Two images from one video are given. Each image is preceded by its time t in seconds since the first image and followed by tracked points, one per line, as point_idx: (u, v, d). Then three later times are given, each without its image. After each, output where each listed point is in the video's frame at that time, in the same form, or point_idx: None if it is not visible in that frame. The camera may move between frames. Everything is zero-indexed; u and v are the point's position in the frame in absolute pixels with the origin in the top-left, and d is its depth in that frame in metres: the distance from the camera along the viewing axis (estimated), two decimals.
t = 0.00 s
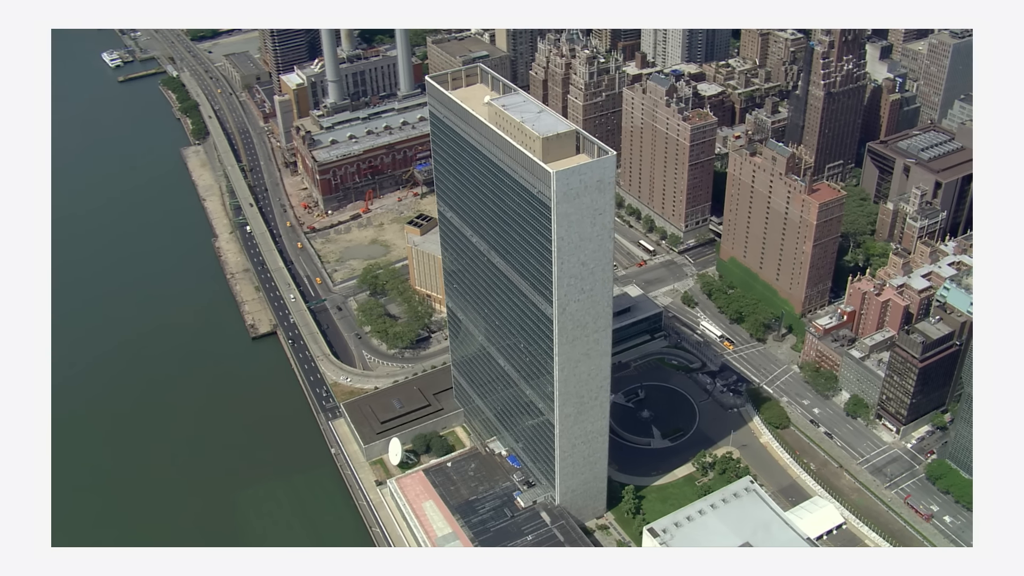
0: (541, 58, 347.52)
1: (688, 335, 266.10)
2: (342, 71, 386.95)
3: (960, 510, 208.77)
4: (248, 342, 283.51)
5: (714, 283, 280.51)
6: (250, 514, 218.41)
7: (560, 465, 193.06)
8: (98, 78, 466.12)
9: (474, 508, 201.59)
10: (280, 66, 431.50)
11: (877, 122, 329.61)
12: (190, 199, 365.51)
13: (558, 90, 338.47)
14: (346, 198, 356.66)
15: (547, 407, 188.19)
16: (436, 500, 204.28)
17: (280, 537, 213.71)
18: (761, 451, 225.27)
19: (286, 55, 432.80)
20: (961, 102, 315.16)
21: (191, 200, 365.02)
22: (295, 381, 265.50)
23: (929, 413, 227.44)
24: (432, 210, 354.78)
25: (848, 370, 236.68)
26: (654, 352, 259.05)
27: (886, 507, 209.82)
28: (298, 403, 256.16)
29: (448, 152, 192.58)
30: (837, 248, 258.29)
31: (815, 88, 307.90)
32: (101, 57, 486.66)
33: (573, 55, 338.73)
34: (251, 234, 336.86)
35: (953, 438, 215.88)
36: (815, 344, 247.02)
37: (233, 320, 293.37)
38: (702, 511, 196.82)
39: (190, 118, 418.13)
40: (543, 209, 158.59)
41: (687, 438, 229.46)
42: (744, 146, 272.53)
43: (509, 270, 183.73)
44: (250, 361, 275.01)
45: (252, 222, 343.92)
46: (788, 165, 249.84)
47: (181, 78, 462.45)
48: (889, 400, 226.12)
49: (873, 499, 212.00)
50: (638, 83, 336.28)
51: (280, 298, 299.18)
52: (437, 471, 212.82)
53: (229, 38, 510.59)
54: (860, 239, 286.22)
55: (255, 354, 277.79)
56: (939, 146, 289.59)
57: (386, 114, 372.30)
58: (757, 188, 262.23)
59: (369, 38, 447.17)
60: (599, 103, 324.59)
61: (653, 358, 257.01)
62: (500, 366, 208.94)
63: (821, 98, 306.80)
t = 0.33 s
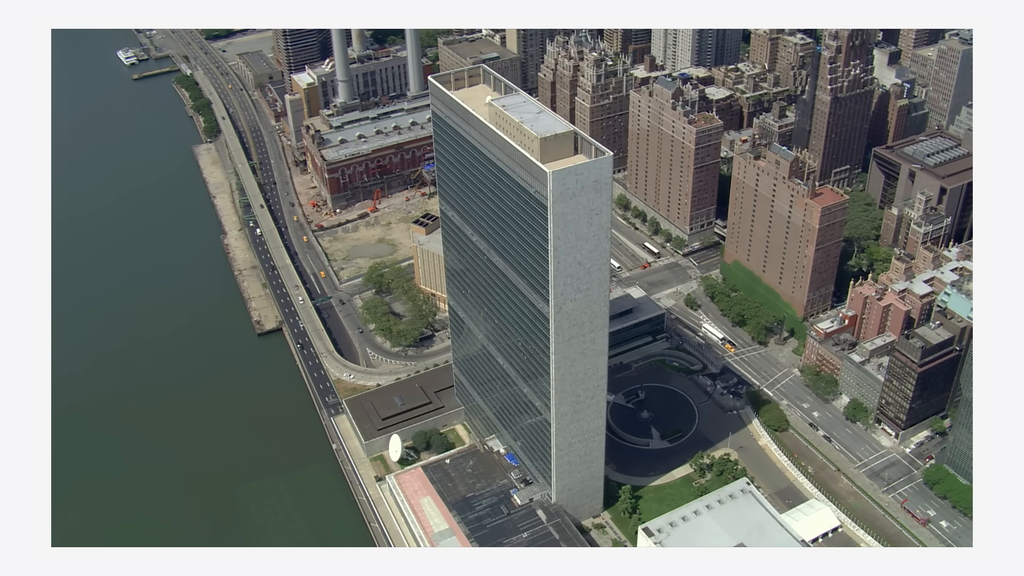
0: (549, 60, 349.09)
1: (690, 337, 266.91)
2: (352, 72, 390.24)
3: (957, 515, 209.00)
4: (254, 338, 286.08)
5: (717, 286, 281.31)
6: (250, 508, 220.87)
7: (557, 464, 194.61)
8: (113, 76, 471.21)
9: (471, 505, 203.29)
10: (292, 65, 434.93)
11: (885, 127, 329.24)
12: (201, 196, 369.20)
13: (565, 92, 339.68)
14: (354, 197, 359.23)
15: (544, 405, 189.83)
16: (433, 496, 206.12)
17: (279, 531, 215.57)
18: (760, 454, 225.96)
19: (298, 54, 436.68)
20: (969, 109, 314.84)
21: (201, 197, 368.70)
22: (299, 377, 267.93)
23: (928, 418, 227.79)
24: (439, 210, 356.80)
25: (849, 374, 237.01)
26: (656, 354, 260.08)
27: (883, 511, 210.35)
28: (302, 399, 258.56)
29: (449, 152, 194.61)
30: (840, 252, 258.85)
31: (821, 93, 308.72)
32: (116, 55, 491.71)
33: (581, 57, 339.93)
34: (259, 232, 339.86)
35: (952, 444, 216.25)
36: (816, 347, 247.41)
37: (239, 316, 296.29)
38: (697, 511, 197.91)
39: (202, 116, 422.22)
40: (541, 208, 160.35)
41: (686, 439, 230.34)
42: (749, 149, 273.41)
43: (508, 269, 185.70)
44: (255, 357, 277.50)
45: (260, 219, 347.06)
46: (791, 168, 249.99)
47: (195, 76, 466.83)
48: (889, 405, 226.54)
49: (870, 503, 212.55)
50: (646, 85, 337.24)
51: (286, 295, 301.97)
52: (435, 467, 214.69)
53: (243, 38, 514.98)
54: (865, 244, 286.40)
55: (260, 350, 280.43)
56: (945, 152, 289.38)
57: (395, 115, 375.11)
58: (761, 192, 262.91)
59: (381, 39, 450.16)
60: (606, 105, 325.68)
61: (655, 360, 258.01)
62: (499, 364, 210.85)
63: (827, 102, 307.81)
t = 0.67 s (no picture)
0: (555, 62, 349.60)
1: (690, 339, 267.99)
2: (359, 72, 393.27)
3: (951, 519, 209.40)
4: (257, 334, 288.80)
5: (718, 288, 282.31)
6: (250, 501, 223.71)
7: (551, 462, 196.25)
8: (125, 74, 475.88)
9: (466, 502, 205.13)
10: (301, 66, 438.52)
11: (889, 133, 329.17)
12: (208, 194, 372.52)
13: (571, 95, 340.99)
14: (360, 196, 361.68)
15: (538, 404, 191.43)
16: (429, 492, 207.90)
17: (278, 525, 218.02)
18: (756, 456, 226.92)
19: (308, 55, 440.38)
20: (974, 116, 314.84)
21: (209, 195, 372.10)
22: (300, 374, 270.39)
23: (925, 422, 228.30)
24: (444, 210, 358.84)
25: (847, 378, 237.64)
26: (655, 355, 261.26)
27: (877, 514, 210.94)
28: (303, 395, 260.92)
29: (449, 151, 196.83)
30: (840, 255, 259.36)
31: (825, 97, 308.18)
32: (129, 54, 496.35)
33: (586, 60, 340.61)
34: (265, 230, 342.77)
35: (947, 448, 216.80)
36: (814, 350, 248.07)
37: (244, 312, 299.08)
38: (691, 511, 199.09)
39: (212, 115, 425.99)
40: (536, 208, 162.21)
41: (683, 440, 231.40)
42: (751, 153, 274.42)
43: (504, 269, 187.73)
44: (258, 353, 279.95)
45: (267, 218, 349.98)
46: (792, 172, 251.30)
47: (206, 75, 470.83)
48: (885, 409, 227.22)
49: (864, 506, 213.25)
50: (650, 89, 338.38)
51: (290, 293, 304.57)
52: (432, 464, 216.60)
53: (254, 38, 519.06)
54: (866, 249, 286.71)
55: (264, 346, 283.14)
56: (948, 157, 289.68)
57: (402, 115, 377.67)
58: (762, 196, 264.14)
59: (390, 40, 453.45)
60: (610, 108, 326.94)
61: (654, 361, 259.20)
62: (496, 363, 212.80)
63: (831, 107, 307.38)
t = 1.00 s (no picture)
0: (560, 65, 350.99)
1: (689, 341, 268.93)
2: (366, 73, 396.01)
3: (945, 523, 209.89)
4: (261, 331, 291.54)
5: (719, 291, 283.39)
6: (250, 497, 225.18)
7: (546, 461, 197.82)
8: (136, 73, 480.20)
9: (462, 499, 206.99)
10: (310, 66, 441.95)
11: (893, 138, 329.14)
12: (216, 192, 375.90)
13: (575, 97, 341.87)
14: (365, 196, 364.25)
15: (533, 402, 193.00)
16: (425, 489, 209.77)
17: (276, 521, 219.39)
18: (751, 457, 227.99)
19: (318, 55, 443.93)
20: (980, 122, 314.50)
21: (217, 193, 375.51)
22: (302, 371, 272.86)
23: (922, 426, 228.24)
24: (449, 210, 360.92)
25: (844, 381, 238.32)
26: (654, 357, 262.46)
27: (871, 517, 211.55)
28: (304, 393, 263.46)
29: (448, 150, 198.85)
30: (840, 259, 260.20)
31: (829, 102, 308.53)
32: (141, 53, 501.03)
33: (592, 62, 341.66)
34: (271, 228, 345.82)
35: (943, 453, 217.41)
36: (813, 354, 248.84)
37: (248, 310, 301.96)
38: (684, 512, 200.33)
39: (221, 114, 429.67)
40: (531, 207, 163.90)
41: (679, 441, 232.46)
42: (753, 156, 275.31)
43: (502, 268, 189.42)
44: (261, 350, 282.73)
45: (273, 217, 353.00)
46: (792, 176, 252.15)
47: (217, 75, 474.77)
48: (882, 412, 227.74)
49: (859, 509, 213.86)
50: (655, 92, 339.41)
51: (294, 291, 307.14)
52: (429, 461, 218.67)
53: (265, 38, 523.03)
54: (867, 254, 287.32)
55: (267, 343, 286.00)
56: (950, 163, 290.43)
57: (408, 116, 380.24)
58: (763, 199, 265.01)
59: (399, 41, 456.92)
60: (615, 110, 328.27)
61: (652, 362, 260.41)
62: (493, 361, 214.74)
63: (835, 112, 307.69)
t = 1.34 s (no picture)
0: (566, 67, 352.75)
1: (689, 342, 269.98)
2: (374, 74, 399.09)
3: (940, 527, 210.36)
4: (265, 328, 294.44)
5: (720, 292, 284.33)
6: (250, 491, 227.98)
7: (542, 458, 199.40)
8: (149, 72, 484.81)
9: (458, 495, 208.86)
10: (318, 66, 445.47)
11: (898, 143, 329.18)
12: (225, 190, 379.45)
13: (581, 99, 343.55)
14: (372, 195, 366.76)
15: (529, 399, 194.69)
16: (422, 485, 211.85)
17: (275, 515, 221.71)
18: (748, 458, 229.09)
19: (326, 55, 447.67)
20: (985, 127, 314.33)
21: (225, 191, 379.04)
22: (305, 368, 275.58)
23: (919, 430, 229.10)
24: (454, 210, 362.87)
25: (842, 384, 239.11)
26: (654, 358, 263.72)
27: (867, 520, 212.28)
28: (306, 389, 266.29)
29: (449, 150, 201.21)
30: (840, 262, 260.97)
31: (833, 106, 309.60)
32: (153, 52, 506.05)
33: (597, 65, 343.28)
34: (278, 226, 348.90)
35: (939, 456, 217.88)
36: (812, 357, 249.69)
37: (253, 306, 304.96)
38: (678, 511, 201.58)
39: (231, 113, 433.50)
40: (526, 206, 165.81)
41: (676, 442, 233.64)
42: (755, 158, 276.28)
43: (499, 267, 191.59)
44: (265, 346, 285.61)
45: (280, 215, 355.95)
46: (793, 179, 253.06)
47: (228, 74, 478.78)
48: (879, 415, 228.38)
49: (854, 511, 214.48)
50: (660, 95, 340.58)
51: (299, 288, 309.82)
52: (426, 458, 220.76)
53: (277, 38, 526.95)
54: (870, 257, 287.77)
55: (271, 339, 288.78)
56: (954, 168, 290.90)
57: (415, 117, 382.90)
58: (764, 202, 266.12)
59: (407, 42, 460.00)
60: (619, 113, 329.79)
61: (652, 363, 261.68)
62: (491, 359, 216.76)
63: (839, 116, 308.63)
